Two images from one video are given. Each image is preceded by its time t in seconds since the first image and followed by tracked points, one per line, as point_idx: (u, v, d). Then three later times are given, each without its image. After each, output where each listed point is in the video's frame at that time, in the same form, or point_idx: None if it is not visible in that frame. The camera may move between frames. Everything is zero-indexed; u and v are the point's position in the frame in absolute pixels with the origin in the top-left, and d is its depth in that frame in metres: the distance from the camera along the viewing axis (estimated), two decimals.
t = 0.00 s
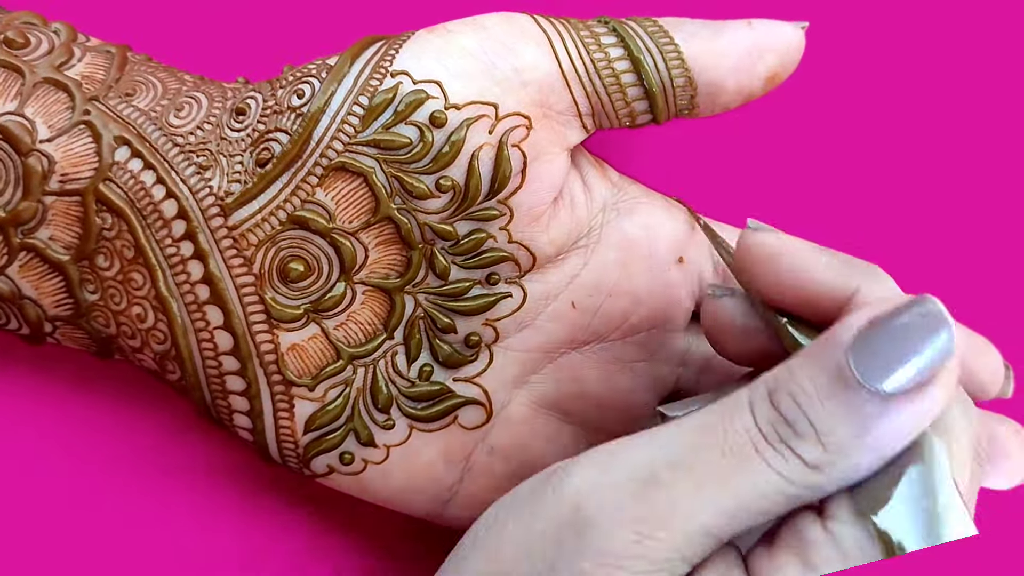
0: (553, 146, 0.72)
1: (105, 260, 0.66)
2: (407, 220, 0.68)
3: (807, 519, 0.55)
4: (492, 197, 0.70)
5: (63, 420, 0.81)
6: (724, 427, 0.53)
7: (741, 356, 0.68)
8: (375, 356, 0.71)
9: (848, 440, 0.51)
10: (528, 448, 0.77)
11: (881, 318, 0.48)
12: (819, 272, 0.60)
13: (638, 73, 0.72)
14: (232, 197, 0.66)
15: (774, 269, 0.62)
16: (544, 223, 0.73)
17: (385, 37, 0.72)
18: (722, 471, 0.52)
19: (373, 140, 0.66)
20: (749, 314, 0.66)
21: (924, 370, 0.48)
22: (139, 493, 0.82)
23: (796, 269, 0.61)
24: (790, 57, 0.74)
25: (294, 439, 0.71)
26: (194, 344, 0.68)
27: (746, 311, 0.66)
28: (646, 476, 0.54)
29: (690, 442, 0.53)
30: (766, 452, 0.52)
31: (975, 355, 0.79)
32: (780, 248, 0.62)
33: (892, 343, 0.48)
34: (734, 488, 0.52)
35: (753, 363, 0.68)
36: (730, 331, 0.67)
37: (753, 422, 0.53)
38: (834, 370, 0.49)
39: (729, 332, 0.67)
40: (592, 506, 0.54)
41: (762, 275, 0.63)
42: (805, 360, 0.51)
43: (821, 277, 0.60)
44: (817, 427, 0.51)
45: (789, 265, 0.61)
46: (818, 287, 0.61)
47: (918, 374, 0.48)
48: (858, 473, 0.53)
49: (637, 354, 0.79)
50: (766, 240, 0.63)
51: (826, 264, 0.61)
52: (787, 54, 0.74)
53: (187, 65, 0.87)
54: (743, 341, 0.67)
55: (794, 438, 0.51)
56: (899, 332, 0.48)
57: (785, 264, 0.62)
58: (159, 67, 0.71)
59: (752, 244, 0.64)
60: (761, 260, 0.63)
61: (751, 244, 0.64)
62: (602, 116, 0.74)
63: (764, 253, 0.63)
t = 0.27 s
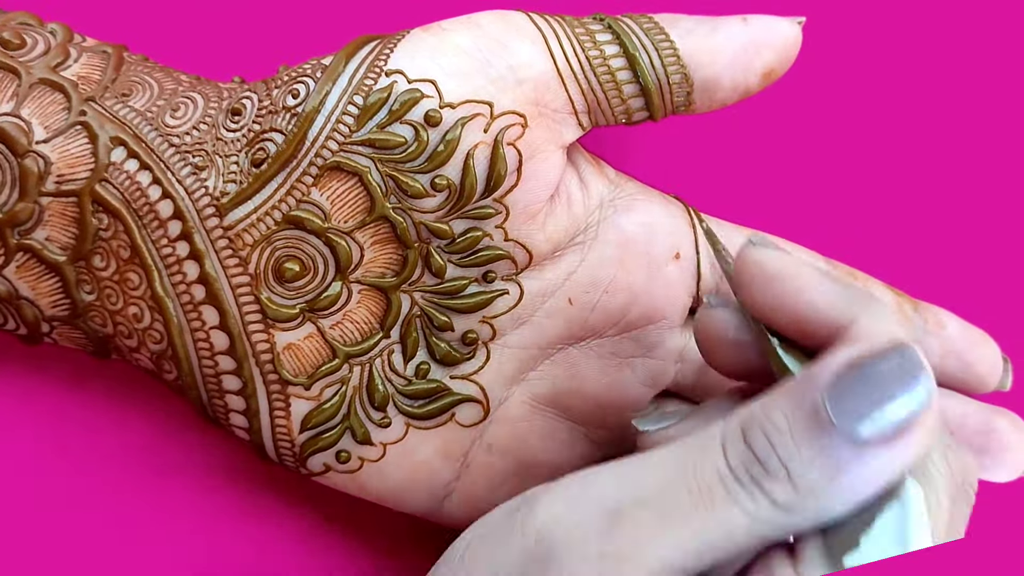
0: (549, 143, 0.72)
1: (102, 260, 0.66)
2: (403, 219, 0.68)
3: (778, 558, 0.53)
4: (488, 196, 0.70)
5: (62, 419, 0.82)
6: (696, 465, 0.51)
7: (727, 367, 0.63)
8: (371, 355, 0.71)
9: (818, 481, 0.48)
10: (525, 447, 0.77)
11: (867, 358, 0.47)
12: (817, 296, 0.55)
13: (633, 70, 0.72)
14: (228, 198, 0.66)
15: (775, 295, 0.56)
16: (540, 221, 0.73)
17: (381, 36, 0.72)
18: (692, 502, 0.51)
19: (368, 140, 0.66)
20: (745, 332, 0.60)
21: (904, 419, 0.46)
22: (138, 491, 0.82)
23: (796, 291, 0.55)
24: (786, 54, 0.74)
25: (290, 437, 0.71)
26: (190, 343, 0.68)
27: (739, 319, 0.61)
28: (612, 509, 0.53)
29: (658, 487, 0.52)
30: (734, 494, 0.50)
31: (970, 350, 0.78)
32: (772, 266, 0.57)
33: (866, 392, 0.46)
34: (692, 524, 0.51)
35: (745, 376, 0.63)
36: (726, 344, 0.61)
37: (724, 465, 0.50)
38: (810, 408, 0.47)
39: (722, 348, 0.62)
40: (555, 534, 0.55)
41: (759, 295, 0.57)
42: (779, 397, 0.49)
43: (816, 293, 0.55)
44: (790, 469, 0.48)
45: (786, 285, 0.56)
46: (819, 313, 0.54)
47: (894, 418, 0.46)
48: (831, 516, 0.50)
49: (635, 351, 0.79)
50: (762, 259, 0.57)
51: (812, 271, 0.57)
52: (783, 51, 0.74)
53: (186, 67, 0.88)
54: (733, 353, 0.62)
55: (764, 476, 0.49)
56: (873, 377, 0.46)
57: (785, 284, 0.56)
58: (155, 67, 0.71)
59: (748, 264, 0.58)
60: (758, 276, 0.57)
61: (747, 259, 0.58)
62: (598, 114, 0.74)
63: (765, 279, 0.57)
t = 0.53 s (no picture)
0: (547, 142, 0.72)
1: (101, 261, 0.67)
2: (401, 218, 0.68)
3: None
4: (486, 196, 0.70)
5: (63, 421, 0.82)
6: (738, 559, 0.51)
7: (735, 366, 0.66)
8: (371, 355, 0.71)
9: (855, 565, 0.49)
10: (525, 447, 0.77)
11: (914, 467, 0.48)
12: (839, 402, 0.57)
13: (632, 69, 0.72)
14: (226, 199, 0.66)
15: (798, 402, 0.57)
16: (539, 221, 0.73)
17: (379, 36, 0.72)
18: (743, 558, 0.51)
19: (366, 140, 0.66)
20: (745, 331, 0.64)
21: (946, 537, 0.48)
22: (139, 492, 0.82)
23: (821, 405, 0.57)
24: (785, 53, 0.73)
25: (290, 438, 0.72)
26: (189, 345, 0.68)
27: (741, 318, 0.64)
28: None
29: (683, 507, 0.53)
30: None
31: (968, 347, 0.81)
32: (794, 371, 0.57)
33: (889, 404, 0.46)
34: None
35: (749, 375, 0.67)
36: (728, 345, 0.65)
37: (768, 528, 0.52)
38: (860, 511, 0.49)
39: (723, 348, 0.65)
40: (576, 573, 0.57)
41: (781, 405, 0.58)
42: (825, 497, 0.50)
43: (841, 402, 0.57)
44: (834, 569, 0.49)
45: (808, 393, 0.57)
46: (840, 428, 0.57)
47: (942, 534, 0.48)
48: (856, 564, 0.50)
49: (634, 350, 0.79)
50: (783, 364, 0.58)
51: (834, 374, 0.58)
52: (782, 50, 0.73)
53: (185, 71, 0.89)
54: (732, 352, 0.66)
55: None
56: (918, 483, 0.48)
57: (810, 396, 0.57)
58: (154, 69, 0.71)
59: (767, 367, 0.58)
60: (775, 379, 0.58)
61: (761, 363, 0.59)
62: (596, 113, 0.74)
63: (789, 387, 0.57)
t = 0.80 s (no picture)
0: (547, 147, 0.72)
1: (100, 266, 0.67)
2: (400, 226, 0.68)
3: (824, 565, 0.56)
4: (486, 201, 0.70)
5: (64, 421, 0.82)
6: (749, 470, 0.52)
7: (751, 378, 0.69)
8: (370, 360, 0.71)
9: (868, 475, 0.50)
10: (524, 450, 0.77)
11: (898, 350, 0.48)
12: (848, 305, 0.61)
13: (632, 73, 0.71)
14: (225, 205, 0.66)
15: (814, 305, 0.61)
16: (539, 225, 0.73)
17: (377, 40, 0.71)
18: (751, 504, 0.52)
19: (365, 147, 0.66)
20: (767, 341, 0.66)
21: (940, 402, 0.47)
22: (139, 493, 0.83)
23: (829, 311, 0.61)
24: (786, 56, 0.73)
25: (290, 442, 0.72)
26: (188, 350, 0.68)
27: (763, 330, 0.66)
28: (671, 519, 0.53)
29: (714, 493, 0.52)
30: (792, 492, 0.51)
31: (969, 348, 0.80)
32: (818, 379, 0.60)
33: (903, 375, 0.48)
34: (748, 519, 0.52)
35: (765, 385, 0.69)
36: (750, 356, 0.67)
37: (775, 461, 0.52)
38: (854, 407, 0.49)
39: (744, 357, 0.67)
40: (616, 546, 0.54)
41: (790, 305, 0.62)
42: (818, 399, 0.50)
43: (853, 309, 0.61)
44: (839, 463, 0.50)
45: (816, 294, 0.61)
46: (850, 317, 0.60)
47: (934, 405, 0.48)
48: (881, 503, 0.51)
49: (634, 352, 0.79)
50: (793, 274, 0.63)
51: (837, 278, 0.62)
52: (784, 53, 0.73)
53: (185, 72, 0.88)
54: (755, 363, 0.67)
55: (816, 473, 0.50)
56: (911, 362, 0.48)
57: (820, 302, 0.61)
58: (153, 71, 0.71)
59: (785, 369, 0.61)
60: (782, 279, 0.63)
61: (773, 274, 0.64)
62: (597, 117, 0.74)
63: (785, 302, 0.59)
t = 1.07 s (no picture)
0: (548, 149, 0.72)
1: (101, 267, 0.67)
2: (401, 226, 0.68)
3: (812, 531, 0.56)
4: (487, 202, 0.70)
5: (64, 421, 0.82)
6: (727, 428, 0.55)
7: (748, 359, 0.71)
8: (371, 361, 0.71)
9: (846, 430, 0.52)
10: (525, 451, 0.77)
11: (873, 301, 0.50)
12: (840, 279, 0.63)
13: (633, 75, 0.71)
14: (226, 206, 0.66)
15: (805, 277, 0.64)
16: (540, 226, 0.73)
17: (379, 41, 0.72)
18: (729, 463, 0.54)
19: (367, 148, 0.66)
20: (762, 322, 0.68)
21: (915, 351, 0.49)
22: (140, 493, 0.83)
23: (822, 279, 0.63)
24: (787, 57, 0.73)
25: (290, 443, 0.72)
26: (189, 351, 0.68)
27: (761, 312, 0.68)
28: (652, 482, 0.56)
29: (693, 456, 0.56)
30: (771, 449, 0.54)
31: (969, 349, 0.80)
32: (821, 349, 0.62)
33: (881, 330, 0.49)
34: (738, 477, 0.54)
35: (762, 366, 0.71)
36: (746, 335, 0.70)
37: (753, 418, 0.54)
38: (831, 361, 0.50)
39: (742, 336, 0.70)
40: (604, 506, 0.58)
41: (783, 280, 0.65)
42: (798, 354, 0.53)
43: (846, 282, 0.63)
44: (816, 416, 0.52)
45: (811, 267, 0.64)
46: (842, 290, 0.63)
47: (909, 357, 0.49)
48: (862, 463, 0.53)
49: (635, 354, 0.79)
50: (790, 250, 0.65)
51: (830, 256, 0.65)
52: (785, 54, 0.73)
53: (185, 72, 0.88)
54: (755, 346, 0.70)
55: (796, 430, 0.53)
56: (885, 318, 0.49)
57: (812, 271, 0.63)
58: (154, 72, 0.71)
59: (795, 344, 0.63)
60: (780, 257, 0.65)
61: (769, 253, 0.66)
62: (598, 118, 0.74)
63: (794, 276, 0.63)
